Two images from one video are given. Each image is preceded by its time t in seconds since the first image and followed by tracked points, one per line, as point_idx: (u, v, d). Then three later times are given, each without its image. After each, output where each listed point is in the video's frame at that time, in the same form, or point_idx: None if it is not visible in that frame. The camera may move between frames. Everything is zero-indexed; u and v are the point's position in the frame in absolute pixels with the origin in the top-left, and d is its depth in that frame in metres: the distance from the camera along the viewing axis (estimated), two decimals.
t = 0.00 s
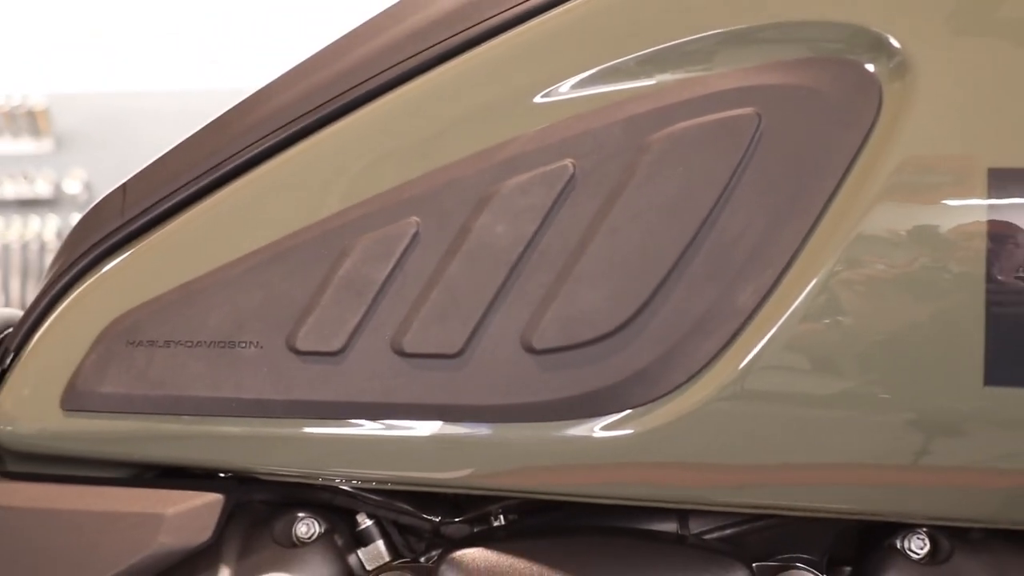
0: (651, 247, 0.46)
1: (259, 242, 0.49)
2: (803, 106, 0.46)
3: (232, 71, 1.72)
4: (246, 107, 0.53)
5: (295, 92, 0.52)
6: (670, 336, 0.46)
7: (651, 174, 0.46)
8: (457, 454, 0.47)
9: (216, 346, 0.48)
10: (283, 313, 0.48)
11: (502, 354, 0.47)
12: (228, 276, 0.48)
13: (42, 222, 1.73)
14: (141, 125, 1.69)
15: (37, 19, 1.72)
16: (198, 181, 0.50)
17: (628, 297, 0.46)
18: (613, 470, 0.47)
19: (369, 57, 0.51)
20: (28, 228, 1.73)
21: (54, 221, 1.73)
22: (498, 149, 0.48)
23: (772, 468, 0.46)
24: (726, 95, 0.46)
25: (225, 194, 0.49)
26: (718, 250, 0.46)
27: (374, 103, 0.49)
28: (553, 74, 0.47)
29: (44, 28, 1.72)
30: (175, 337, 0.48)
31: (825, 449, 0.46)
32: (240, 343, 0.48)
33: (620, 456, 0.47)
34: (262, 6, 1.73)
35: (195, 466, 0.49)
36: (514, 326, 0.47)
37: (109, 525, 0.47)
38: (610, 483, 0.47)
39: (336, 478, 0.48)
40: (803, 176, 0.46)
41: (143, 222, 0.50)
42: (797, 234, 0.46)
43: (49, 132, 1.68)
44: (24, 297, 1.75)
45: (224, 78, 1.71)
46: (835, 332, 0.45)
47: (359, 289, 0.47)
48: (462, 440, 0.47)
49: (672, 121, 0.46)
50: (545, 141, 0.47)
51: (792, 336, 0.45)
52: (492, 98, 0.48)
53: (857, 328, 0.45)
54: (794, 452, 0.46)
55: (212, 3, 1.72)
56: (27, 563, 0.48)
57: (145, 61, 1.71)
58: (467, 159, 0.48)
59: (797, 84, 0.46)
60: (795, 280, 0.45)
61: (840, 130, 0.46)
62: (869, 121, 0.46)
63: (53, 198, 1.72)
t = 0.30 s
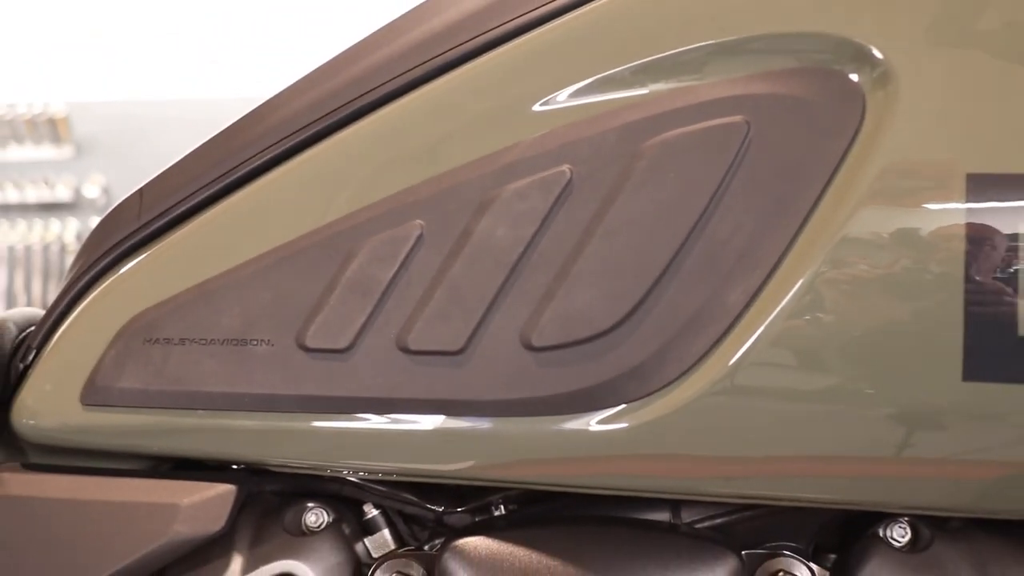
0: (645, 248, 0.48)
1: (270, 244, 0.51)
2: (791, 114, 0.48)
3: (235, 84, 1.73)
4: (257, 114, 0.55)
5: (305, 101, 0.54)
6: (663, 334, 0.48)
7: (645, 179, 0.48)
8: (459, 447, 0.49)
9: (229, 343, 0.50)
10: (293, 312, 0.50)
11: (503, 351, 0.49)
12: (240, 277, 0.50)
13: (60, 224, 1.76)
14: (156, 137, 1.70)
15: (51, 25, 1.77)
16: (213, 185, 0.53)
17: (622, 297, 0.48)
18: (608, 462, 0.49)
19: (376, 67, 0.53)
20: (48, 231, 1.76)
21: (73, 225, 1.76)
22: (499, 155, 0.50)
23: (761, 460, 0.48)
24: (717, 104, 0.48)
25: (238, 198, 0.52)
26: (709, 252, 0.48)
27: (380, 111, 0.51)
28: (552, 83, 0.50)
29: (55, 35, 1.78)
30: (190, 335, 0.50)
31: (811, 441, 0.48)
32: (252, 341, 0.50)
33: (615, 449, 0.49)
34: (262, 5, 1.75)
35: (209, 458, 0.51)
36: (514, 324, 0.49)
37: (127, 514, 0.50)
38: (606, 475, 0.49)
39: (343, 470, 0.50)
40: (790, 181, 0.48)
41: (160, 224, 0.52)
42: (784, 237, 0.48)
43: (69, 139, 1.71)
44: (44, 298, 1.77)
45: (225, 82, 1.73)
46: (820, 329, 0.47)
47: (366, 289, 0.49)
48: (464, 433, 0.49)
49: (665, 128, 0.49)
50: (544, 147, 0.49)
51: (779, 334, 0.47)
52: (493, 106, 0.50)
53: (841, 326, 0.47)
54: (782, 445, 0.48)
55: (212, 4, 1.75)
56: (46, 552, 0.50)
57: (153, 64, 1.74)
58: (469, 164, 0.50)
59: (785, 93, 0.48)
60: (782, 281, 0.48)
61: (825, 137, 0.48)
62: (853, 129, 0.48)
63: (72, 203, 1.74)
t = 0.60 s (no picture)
0: (639, 250, 0.50)
1: (282, 246, 0.53)
2: (778, 122, 0.50)
3: (248, 80, 1.89)
4: (269, 122, 0.58)
5: (314, 109, 0.56)
6: (656, 332, 0.51)
7: (639, 184, 0.51)
8: (462, 439, 0.52)
9: (242, 341, 0.53)
10: (303, 310, 0.52)
11: (503, 348, 0.51)
12: (254, 277, 0.53)
13: (83, 228, 1.75)
14: (192, 141, 1.72)
15: (43, 24, 1.93)
16: (227, 190, 0.55)
17: (617, 296, 0.50)
18: (603, 454, 0.51)
19: (383, 77, 0.56)
20: (71, 233, 1.76)
21: (93, 228, 1.75)
22: (500, 162, 0.52)
23: (749, 452, 0.50)
24: (707, 112, 0.51)
25: (251, 202, 0.54)
26: (700, 253, 0.50)
27: (387, 120, 0.54)
28: (550, 93, 0.52)
29: (61, 47, 1.92)
30: (205, 332, 0.53)
31: (797, 434, 0.50)
32: (265, 338, 0.53)
33: (610, 441, 0.51)
34: (263, 6, 1.90)
35: (223, 450, 0.53)
36: (514, 322, 0.51)
37: (145, 503, 0.52)
38: (602, 465, 0.52)
39: (352, 461, 0.53)
40: (777, 186, 0.50)
41: (178, 227, 0.55)
42: (771, 239, 0.50)
43: (90, 146, 1.72)
44: (67, 297, 1.76)
45: (231, 76, 1.88)
46: (806, 327, 0.49)
47: (373, 289, 0.52)
48: (466, 426, 0.52)
49: (657, 136, 0.51)
50: (543, 153, 0.52)
51: (767, 332, 0.50)
52: (494, 115, 0.53)
53: (825, 323, 0.49)
54: (769, 438, 0.50)
55: (211, 4, 1.90)
56: (69, 540, 0.52)
57: (159, 76, 1.91)
58: (472, 170, 0.52)
59: (773, 103, 0.51)
60: (769, 281, 0.50)
61: (811, 144, 0.50)
62: (837, 137, 0.50)
63: (93, 207, 1.75)
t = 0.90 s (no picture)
0: (633, 251, 0.52)
1: (290, 247, 0.55)
2: (766, 128, 0.53)
3: (250, 81, 1.90)
4: (278, 127, 0.60)
5: (321, 115, 0.59)
6: (649, 329, 0.53)
7: (633, 187, 0.53)
8: (463, 432, 0.54)
9: (253, 338, 0.55)
10: (311, 308, 0.55)
11: (503, 344, 0.54)
12: (264, 276, 0.55)
13: (100, 228, 1.76)
14: (190, 146, 1.66)
15: (47, 26, 1.95)
16: (237, 193, 0.57)
17: (612, 295, 0.52)
18: (599, 446, 0.53)
19: (387, 85, 0.58)
20: (89, 235, 1.78)
21: (111, 229, 1.76)
22: (499, 166, 0.54)
23: (738, 444, 0.53)
24: (698, 118, 0.53)
25: (261, 205, 0.56)
26: (691, 254, 0.52)
27: (392, 126, 0.56)
28: (547, 100, 0.54)
29: (68, 51, 1.95)
30: (217, 329, 0.55)
31: (784, 427, 0.52)
32: (274, 336, 0.55)
33: (606, 434, 0.53)
34: (264, 6, 1.91)
35: (234, 443, 0.56)
36: (513, 320, 0.53)
37: (160, 493, 0.54)
38: (598, 457, 0.54)
39: (358, 453, 0.55)
40: (765, 189, 0.52)
41: (191, 229, 0.57)
42: (760, 240, 0.52)
43: (107, 151, 1.70)
44: (86, 296, 1.78)
45: (237, 85, 1.89)
46: (793, 325, 0.52)
47: (378, 288, 0.54)
48: (467, 420, 0.54)
49: (650, 141, 0.53)
50: (540, 158, 0.54)
51: (755, 329, 0.52)
52: (494, 121, 0.55)
53: (811, 321, 0.51)
54: (757, 430, 0.52)
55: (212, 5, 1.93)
56: (87, 528, 0.54)
57: (163, 80, 1.92)
58: (472, 174, 0.55)
59: (761, 109, 0.53)
60: (757, 280, 0.52)
61: (798, 148, 0.52)
62: (823, 142, 0.52)
63: (110, 209, 1.74)
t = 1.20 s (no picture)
0: (628, 253, 0.55)
1: (302, 249, 0.58)
2: (756, 136, 0.55)
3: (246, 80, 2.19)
4: (290, 134, 0.63)
5: (331, 123, 0.61)
6: (644, 327, 0.55)
7: (629, 193, 0.55)
8: (466, 425, 0.57)
9: (266, 336, 0.58)
10: (321, 307, 0.57)
11: (505, 342, 0.56)
12: (276, 277, 0.58)
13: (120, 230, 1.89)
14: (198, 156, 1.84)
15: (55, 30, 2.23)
16: (251, 197, 0.60)
17: (609, 295, 0.55)
18: (596, 439, 0.56)
19: (395, 94, 0.61)
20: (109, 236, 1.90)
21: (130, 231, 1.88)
22: (501, 172, 0.57)
23: (729, 437, 0.55)
24: (691, 127, 0.56)
25: (274, 208, 0.59)
26: (684, 256, 0.55)
27: (399, 134, 0.59)
28: (547, 109, 0.57)
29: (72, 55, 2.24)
30: (232, 327, 0.58)
31: (773, 421, 0.55)
32: (286, 333, 0.58)
33: (603, 427, 0.56)
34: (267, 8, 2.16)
35: (248, 436, 0.58)
36: (514, 319, 0.56)
37: (178, 483, 0.57)
38: (594, 449, 0.56)
39: (365, 444, 0.58)
40: (755, 194, 0.55)
41: (207, 231, 0.60)
42: (750, 243, 0.55)
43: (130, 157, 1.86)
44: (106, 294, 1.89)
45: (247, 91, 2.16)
46: (781, 323, 0.54)
47: (386, 288, 0.57)
48: (470, 414, 0.57)
49: (645, 148, 0.56)
50: (541, 164, 0.56)
51: (745, 328, 0.54)
52: (497, 129, 0.57)
53: (798, 319, 0.54)
54: (747, 424, 0.55)
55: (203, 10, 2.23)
56: (109, 517, 0.57)
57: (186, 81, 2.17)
58: (476, 180, 0.57)
59: (752, 118, 0.55)
60: (747, 281, 0.54)
61: (786, 155, 0.55)
62: (810, 149, 0.55)
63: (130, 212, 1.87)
